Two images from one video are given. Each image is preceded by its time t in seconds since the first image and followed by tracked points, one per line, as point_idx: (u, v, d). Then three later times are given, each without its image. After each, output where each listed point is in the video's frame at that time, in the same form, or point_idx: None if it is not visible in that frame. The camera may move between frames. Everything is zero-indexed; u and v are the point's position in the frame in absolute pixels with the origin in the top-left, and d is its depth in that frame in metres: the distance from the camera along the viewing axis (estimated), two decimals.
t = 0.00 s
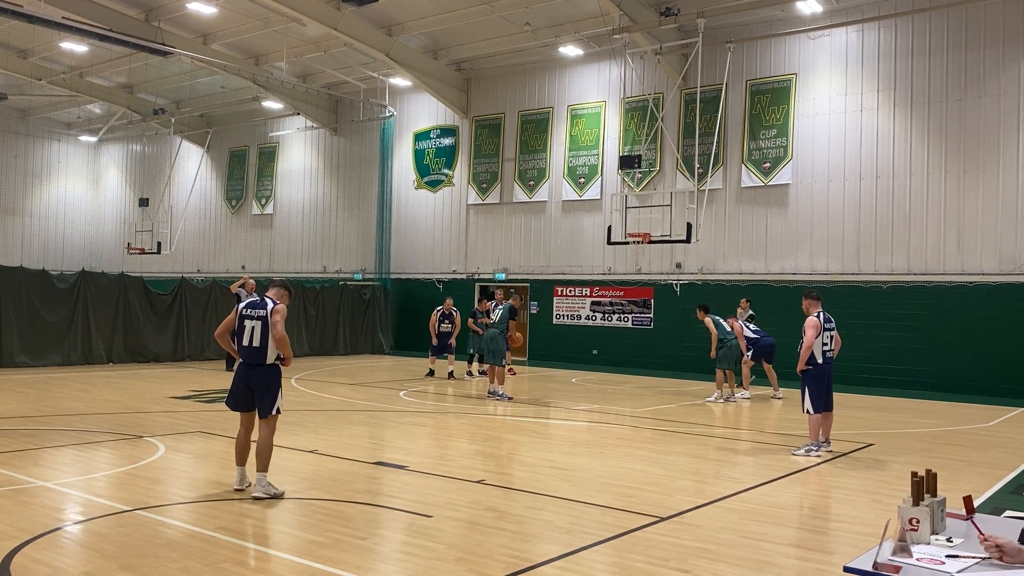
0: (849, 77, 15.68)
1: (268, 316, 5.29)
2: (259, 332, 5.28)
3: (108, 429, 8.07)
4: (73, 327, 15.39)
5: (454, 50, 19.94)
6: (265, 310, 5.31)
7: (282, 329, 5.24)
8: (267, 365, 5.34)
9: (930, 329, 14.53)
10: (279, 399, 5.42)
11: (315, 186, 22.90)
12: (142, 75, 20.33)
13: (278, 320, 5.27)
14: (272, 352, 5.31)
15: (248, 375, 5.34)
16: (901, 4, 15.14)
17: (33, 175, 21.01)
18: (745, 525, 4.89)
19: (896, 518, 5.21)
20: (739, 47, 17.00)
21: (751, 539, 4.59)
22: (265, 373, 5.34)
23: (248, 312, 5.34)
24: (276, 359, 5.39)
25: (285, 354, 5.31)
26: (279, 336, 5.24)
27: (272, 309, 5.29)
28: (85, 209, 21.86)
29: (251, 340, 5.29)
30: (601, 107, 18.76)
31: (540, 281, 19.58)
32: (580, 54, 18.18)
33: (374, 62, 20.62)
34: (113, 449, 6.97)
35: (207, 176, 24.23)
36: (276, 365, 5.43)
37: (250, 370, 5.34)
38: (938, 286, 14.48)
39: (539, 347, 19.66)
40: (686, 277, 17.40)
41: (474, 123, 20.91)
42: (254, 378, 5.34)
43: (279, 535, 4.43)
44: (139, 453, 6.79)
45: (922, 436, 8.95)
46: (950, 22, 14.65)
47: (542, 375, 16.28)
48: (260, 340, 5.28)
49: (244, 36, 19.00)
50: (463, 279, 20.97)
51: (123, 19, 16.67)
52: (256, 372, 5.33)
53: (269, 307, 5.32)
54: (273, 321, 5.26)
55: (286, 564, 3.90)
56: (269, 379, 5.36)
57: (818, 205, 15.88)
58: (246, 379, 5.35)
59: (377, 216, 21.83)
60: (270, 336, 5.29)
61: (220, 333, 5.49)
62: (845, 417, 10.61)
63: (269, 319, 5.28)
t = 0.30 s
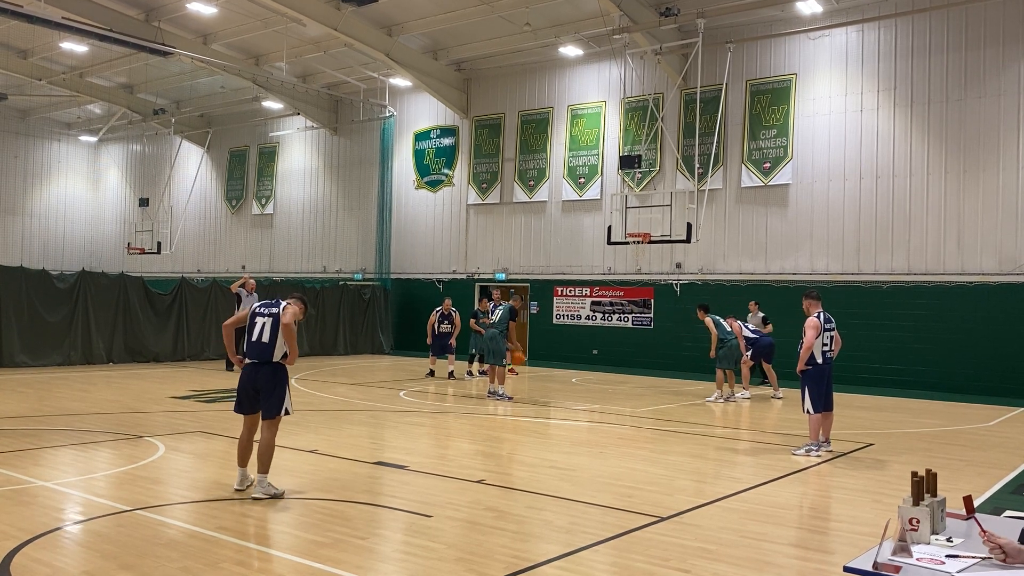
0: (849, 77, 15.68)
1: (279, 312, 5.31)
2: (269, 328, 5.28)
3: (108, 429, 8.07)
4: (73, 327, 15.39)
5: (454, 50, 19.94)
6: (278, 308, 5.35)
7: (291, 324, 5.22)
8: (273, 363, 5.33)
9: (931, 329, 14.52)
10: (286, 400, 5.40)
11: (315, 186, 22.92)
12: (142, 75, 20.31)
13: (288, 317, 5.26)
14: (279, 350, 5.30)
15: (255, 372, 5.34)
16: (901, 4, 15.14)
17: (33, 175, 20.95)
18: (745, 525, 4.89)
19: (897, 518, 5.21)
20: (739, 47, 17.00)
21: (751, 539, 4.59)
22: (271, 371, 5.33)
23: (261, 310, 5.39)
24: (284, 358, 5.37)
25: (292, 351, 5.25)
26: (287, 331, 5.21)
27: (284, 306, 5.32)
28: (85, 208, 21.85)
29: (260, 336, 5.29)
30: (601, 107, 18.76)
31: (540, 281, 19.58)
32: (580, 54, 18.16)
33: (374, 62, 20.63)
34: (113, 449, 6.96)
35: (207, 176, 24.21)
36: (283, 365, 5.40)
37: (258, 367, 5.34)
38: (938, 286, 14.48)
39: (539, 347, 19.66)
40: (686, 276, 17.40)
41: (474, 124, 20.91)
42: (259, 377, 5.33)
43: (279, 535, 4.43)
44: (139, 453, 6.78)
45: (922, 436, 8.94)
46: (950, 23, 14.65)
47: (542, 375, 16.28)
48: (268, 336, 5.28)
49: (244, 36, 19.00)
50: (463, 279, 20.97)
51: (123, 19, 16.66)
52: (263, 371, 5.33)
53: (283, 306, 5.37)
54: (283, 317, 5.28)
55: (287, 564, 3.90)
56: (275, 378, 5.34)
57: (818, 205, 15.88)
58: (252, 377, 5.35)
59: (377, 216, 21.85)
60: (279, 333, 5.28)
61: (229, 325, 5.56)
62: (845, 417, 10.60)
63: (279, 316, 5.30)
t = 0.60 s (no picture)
0: (849, 77, 15.68)
1: (283, 312, 5.30)
2: (273, 327, 5.31)
3: (108, 429, 8.07)
4: (73, 327, 15.38)
5: (454, 50, 19.95)
6: (282, 308, 5.34)
7: (294, 322, 5.22)
8: (275, 362, 5.32)
9: (931, 328, 14.52)
10: (288, 402, 5.36)
11: (315, 186, 22.94)
12: (142, 75, 20.31)
13: (293, 316, 5.26)
14: (283, 349, 5.30)
15: (258, 372, 5.33)
16: (901, 4, 15.14)
17: (33, 175, 20.86)
18: (745, 525, 4.89)
19: (897, 518, 5.21)
20: (739, 47, 17.00)
21: (751, 539, 4.59)
22: (272, 371, 5.31)
23: (266, 309, 5.41)
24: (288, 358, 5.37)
25: (291, 348, 5.23)
26: (290, 328, 5.22)
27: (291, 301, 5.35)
28: (85, 208, 21.84)
29: (265, 335, 5.33)
30: (601, 107, 18.76)
31: (541, 281, 19.58)
32: (580, 54, 18.16)
33: (374, 62, 20.64)
34: (113, 449, 6.96)
35: (207, 176, 24.17)
36: (285, 364, 5.39)
37: (260, 367, 5.33)
38: (938, 286, 14.48)
39: (539, 347, 19.66)
40: (686, 277, 17.41)
41: (474, 124, 20.91)
42: (261, 377, 5.31)
43: (279, 534, 4.43)
44: (139, 453, 6.78)
45: (923, 437, 8.94)
46: (950, 22, 14.65)
47: (542, 375, 16.26)
48: (273, 335, 5.31)
49: (244, 36, 19.00)
50: (463, 279, 20.98)
51: (123, 19, 16.66)
52: (265, 371, 5.31)
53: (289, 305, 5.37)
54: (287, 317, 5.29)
55: (287, 564, 3.90)
56: (277, 379, 5.33)
57: (818, 205, 15.88)
58: (254, 377, 5.33)
59: (377, 216, 21.87)
60: (283, 332, 5.30)
61: (232, 324, 5.63)
62: (845, 417, 10.59)
63: (284, 315, 5.29)
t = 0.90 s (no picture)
0: (849, 77, 15.68)
1: (284, 312, 5.33)
2: (273, 327, 5.31)
3: (108, 429, 8.07)
4: (73, 327, 15.39)
5: (454, 50, 19.95)
6: (282, 308, 5.37)
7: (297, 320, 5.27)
8: (274, 362, 5.31)
9: (931, 328, 14.52)
10: (287, 401, 5.35)
11: (315, 186, 22.94)
12: (142, 75, 20.31)
13: (294, 316, 5.30)
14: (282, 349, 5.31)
15: (255, 371, 5.33)
16: (901, 4, 15.14)
17: (33, 175, 20.92)
18: (745, 525, 4.89)
19: (897, 518, 5.21)
20: (739, 47, 17.00)
21: (751, 539, 4.59)
22: (270, 371, 5.30)
23: (264, 310, 5.42)
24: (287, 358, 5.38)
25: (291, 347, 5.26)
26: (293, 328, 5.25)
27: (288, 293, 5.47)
28: (85, 208, 21.80)
29: (265, 335, 5.33)
30: (601, 107, 18.76)
31: (541, 281, 19.58)
32: (580, 54, 18.15)
33: (374, 62, 20.65)
34: (113, 449, 6.96)
35: (207, 176, 24.13)
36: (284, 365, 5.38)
37: (258, 366, 5.32)
38: (938, 286, 14.48)
39: (539, 346, 19.66)
40: (686, 276, 17.41)
41: (474, 124, 20.92)
42: (259, 376, 5.31)
43: (279, 534, 4.42)
44: (139, 453, 6.78)
45: (923, 437, 8.93)
46: (951, 22, 14.65)
47: (542, 374, 16.25)
48: (272, 335, 5.31)
49: (244, 36, 19.00)
50: (463, 279, 20.98)
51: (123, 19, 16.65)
52: (263, 370, 5.30)
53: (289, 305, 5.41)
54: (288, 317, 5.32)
55: (287, 564, 3.91)
56: (276, 378, 5.32)
57: (818, 206, 15.88)
58: (252, 376, 5.34)
59: (377, 216, 21.89)
60: (284, 331, 5.31)
61: (230, 324, 5.62)
62: (845, 417, 10.59)
63: (284, 315, 5.33)
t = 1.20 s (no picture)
0: (849, 77, 15.67)
1: (279, 315, 5.38)
2: (268, 328, 5.33)
3: (108, 429, 8.06)
4: (73, 327, 15.38)
5: (454, 50, 19.96)
6: (276, 310, 5.42)
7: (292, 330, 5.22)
8: (268, 362, 5.30)
9: (931, 328, 14.52)
10: (281, 401, 5.36)
11: (315, 185, 22.94)
12: (142, 75, 20.27)
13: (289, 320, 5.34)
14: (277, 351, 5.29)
15: (249, 370, 5.32)
16: (901, 4, 15.14)
17: (33, 175, 20.72)
18: (745, 525, 4.89)
19: (897, 518, 5.21)
20: (739, 47, 17.00)
21: (751, 539, 4.59)
22: (264, 371, 5.29)
23: (258, 314, 5.46)
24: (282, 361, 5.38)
25: (286, 352, 5.20)
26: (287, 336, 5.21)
27: (277, 292, 5.42)
28: (85, 208, 21.75)
29: (260, 336, 5.33)
30: (601, 107, 18.76)
31: (540, 281, 19.58)
32: (580, 54, 18.14)
33: (374, 62, 20.66)
34: (113, 449, 6.96)
35: (207, 176, 24.17)
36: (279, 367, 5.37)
37: (252, 365, 5.32)
38: (938, 286, 14.48)
39: (539, 346, 19.66)
40: (686, 277, 17.41)
41: (474, 124, 20.92)
42: (252, 375, 5.30)
43: (279, 535, 4.42)
44: (139, 453, 6.78)
45: (923, 437, 8.93)
46: (951, 23, 14.65)
47: (542, 375, 16.24)
48: (267, 336, 5.31)
49: (244, 36, 19.00)
50: (463, 279, 20.98)
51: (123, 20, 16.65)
52: (257, 370, 5.30)
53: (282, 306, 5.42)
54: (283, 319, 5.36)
55: (287, 564, 3.91)
56: (271, 379, 5.31)
57: (819, 206, 15.88)
58: (246, 374, 5.33)
59: (377, 216, 21.90)
60: (277, 333, 5.31)
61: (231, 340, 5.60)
62: (845, 417, 10.58)
63: (279, 318, 5.37)
